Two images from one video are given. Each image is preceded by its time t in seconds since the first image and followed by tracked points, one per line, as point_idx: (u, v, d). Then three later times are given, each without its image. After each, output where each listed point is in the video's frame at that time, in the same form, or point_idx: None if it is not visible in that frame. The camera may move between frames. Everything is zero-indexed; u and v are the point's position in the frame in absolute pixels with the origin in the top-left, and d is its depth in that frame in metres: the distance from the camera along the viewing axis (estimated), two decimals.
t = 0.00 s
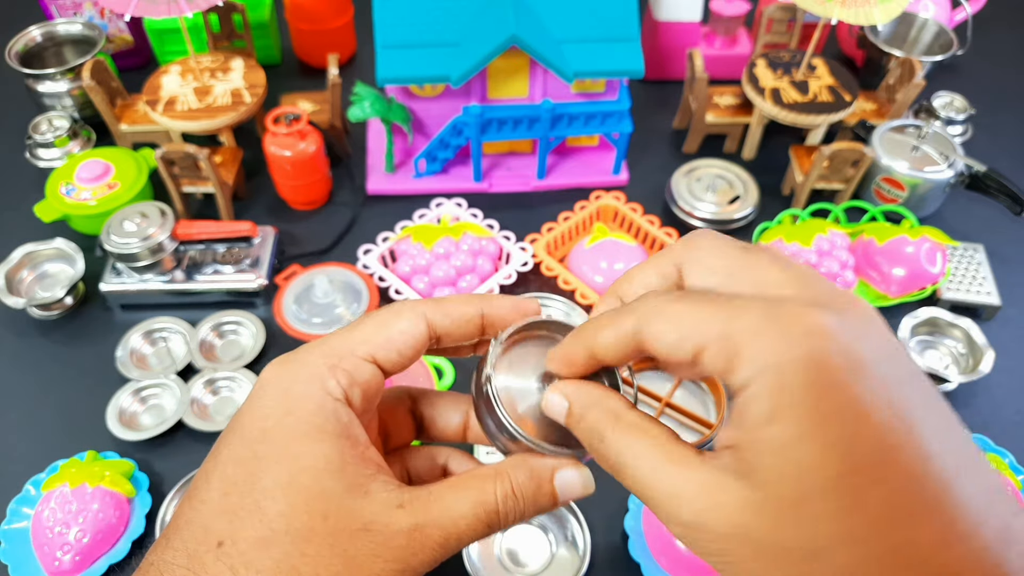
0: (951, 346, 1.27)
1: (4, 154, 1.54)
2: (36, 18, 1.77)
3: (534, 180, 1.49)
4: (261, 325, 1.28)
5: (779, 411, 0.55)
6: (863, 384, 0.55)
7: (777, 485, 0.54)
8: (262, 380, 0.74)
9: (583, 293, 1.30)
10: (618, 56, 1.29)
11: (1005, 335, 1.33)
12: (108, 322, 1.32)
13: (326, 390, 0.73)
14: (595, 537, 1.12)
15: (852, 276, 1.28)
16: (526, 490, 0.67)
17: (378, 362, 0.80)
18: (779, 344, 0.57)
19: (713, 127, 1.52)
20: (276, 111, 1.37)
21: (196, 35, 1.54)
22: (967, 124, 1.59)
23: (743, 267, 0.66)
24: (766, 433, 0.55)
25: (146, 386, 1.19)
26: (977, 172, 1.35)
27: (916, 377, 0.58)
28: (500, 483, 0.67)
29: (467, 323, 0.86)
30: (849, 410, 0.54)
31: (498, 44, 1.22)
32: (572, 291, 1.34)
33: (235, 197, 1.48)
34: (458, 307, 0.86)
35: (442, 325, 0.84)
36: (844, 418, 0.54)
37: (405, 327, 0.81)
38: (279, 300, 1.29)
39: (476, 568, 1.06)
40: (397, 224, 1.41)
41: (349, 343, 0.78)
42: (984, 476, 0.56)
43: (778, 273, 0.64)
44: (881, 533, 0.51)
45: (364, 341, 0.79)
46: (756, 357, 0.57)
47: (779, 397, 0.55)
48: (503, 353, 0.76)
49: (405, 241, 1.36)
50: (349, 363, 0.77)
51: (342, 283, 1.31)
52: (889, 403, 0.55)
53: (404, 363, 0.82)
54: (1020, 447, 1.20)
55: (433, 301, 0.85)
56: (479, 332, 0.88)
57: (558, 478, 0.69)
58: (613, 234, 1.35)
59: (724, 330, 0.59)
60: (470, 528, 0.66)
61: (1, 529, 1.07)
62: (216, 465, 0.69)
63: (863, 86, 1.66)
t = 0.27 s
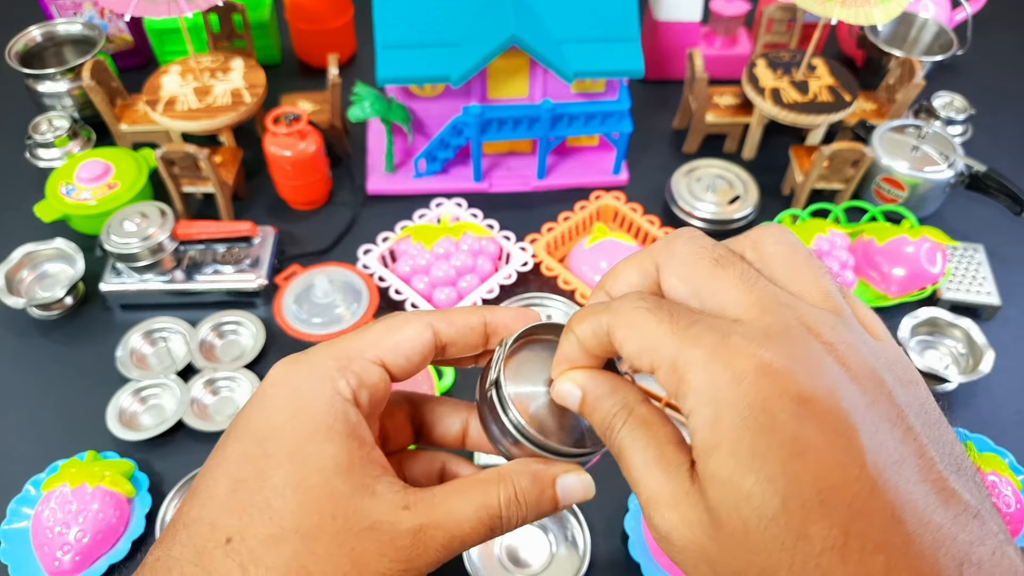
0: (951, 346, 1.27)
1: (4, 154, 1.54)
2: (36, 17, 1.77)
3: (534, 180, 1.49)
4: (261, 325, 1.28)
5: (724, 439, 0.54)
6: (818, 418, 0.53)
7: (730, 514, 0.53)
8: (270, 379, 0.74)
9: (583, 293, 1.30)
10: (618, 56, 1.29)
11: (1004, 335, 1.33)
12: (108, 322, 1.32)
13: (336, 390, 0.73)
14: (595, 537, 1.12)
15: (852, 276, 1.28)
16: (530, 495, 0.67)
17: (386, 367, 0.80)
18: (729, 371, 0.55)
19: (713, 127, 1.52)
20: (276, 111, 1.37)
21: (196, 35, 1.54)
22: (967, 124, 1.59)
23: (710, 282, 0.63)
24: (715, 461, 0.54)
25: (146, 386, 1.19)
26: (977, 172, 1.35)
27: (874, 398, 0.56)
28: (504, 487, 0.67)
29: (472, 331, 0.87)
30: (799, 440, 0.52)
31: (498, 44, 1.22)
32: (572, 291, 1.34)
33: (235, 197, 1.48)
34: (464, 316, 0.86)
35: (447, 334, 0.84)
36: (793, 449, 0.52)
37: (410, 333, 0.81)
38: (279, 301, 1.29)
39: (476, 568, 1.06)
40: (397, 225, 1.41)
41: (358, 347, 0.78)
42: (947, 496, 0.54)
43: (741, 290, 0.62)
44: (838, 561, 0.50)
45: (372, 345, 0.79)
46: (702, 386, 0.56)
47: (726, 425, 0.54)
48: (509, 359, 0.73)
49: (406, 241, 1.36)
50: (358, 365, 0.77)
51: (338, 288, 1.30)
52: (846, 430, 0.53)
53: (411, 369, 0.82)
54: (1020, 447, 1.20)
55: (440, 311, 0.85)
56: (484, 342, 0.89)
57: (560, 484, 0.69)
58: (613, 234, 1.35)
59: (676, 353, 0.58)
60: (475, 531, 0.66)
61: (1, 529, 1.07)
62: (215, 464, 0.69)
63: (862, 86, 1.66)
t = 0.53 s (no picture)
0: (951, 346, 1.27)
1: (4, 154, 1.54)
2: (36, 17, 1.77)
3: (534, 180, 1.49)
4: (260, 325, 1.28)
5: (699, 460, 0.54)
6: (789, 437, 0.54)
7: (708, 536, 0.54)
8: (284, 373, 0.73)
9: (583, 293, 1.30)
10: (618, 56, 1.29)
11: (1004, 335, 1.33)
12: (108, 322, 1.32)
13: (353, 386, 0.73)
14: (595, 537, 1.12)
15: (852, 276, 1.27)
16: (538, 498, 0.68)
17: (402, 370, 0.81)
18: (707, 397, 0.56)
19: (713, 127, 1.51)
20: (276, 111, 1.37)
21: (196, 35, 1.54)
22: (968, 124, 1.59)
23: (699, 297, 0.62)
24: (691, 480, 0.54)
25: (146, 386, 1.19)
26: (977, 172, 1.35)
27: (848, 420, 0.56)
28: (514, 490, 0.67)
29: (483, 340, 0.86)
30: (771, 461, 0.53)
31: (498, 44, 1.22)
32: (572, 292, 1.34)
33: (235, 197, 1.48)
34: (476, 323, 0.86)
35: (460, 340, 0.84)
36: (766, 470, 0.53)
37: (427, 338, 0.81)
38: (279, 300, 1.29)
39: (475, 568, 1.06)
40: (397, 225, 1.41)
41: (377, 345, 0.78)
42: (923, 515, 0.54)
43: (728, 307, 0.61)
44: None
45: (390, 345, 0.79)
46: (679, 408, 0.56)
47: (700, 447, 0.54)
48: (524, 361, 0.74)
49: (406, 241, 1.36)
50: (374, 364, 0.77)
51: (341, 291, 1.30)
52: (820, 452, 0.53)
53: (423, 372, 0.82)
54: (1020, 447, 1.20)
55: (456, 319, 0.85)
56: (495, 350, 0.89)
57: (566, 488, 0.71)
58: (613, 234, 1.35)
59: (657, 369, 0.58)
60: (483, 534, 0.66)
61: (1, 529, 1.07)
62: (215, 465, 0.69)
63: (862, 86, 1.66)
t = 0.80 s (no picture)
0: (951, 346, 1.27)
1: (4, 154, 1.54)
2: (36, 17, 1.77)
3: (534, 180, 1.49)
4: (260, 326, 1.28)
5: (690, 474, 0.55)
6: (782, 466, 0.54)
7: (707, 554, 0.53)
8: (297, 384, 0.72)
9: (583, 293, 1.30)
10: (618, 56, 1.29)
11: (1004, 335, 1.33)
12: (108, 322, 1.32)
13: (362, 402, 0.73)
14: (595, 537, 1.12)
15: (851, 277, 1.27)
16: (536, 521, 0.69)
17: (410, 388, 0.80)
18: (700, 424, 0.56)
19: (713, 127, 1.51)
20: (276, 111, 1.37)
21: (196, 35, 1.54)
22: (967, 124, 1.59)
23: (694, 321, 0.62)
24: (687, 498, 0.55)
25: (146, 386, 1.19)
26: (977, 172, 1.35)
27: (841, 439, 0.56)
28: (513, 513, 0.68)
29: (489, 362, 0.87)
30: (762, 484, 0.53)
31: (498, 44, 1.22)
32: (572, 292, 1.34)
33: (235, 197, 1.48)
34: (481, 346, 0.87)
35: (467, 363, 0.84)
36: (758, 484, 0.53)
37: (437, 359, 0.81)
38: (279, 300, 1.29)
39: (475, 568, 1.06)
40: (397, 224, 1.41)
41: (387, 362, 0.78)
42: (917, 524, 0.54)
43: (722, 334, 0.61)
44: None
45: (400, 363, 0.79)
46: (672, 428, 0.56)
47: (691, 461, 0.55)
48: (532, 384, 0.74)
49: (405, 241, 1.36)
50: (385, 382, 0.76)
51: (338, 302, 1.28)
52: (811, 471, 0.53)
53: (432, 392, 0.82)
54: (1020, 447, 1.21)
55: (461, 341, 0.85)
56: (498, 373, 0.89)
57: (565, 513, 0.71)
58: (613, 234, 1.35)
59: (654, 389, 0.58)
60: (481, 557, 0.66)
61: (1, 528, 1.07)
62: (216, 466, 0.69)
63: (862, 86, 1.66)
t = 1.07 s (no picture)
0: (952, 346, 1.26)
1: (4, 154, 1.54)
2: (36, 17, 1.77)
3: (534, 180, 1.49)
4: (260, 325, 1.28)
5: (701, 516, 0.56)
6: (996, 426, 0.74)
7: None
8: (230, 372, 0.78)
9: (583, 294, 1.30)
10: (618, 56, 1.29)
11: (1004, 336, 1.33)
12: (108, 322, 1.32)
13: (293, 377, 0.78)
14: (595, 537, 1.12)
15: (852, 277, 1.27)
16: (488, 467, 0.73)
17: (342, 354, 0.86)
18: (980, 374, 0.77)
19: (713, 127, 1.52)
20: (276, 111, 1.37)
21: (196, 35, 1.55)
22: (968, 125, 1.59)
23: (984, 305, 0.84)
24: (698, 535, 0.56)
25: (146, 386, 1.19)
26: (977, 172, 1.35)
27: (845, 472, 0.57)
28: (462, 458, 0.72)
29: (421, 319, 0.93)
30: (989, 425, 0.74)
31: (498, 44, 1.22)
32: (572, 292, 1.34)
33: (235, 197, 1.48)
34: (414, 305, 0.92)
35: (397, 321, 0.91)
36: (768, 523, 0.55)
37: (361, 321, 0.88)
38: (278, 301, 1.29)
39: (475, 568, 1.05)
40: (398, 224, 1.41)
41: (314, 336, 0.85)
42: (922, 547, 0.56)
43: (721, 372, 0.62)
44: None
45: (326, 333, 0.86)
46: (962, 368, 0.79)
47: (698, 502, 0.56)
48: (471, 348, 0.88)
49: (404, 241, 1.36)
50: (313, 352, 0.82)
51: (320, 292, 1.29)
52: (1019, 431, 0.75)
53: (364, 353, 0.88)
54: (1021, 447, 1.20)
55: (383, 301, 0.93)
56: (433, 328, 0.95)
57: (518, 453, 0.74)
58: (613, 234, 1.35)
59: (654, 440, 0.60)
60: (436, 500, 0.72)
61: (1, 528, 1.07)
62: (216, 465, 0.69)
63: (862, 86, 1.66)
